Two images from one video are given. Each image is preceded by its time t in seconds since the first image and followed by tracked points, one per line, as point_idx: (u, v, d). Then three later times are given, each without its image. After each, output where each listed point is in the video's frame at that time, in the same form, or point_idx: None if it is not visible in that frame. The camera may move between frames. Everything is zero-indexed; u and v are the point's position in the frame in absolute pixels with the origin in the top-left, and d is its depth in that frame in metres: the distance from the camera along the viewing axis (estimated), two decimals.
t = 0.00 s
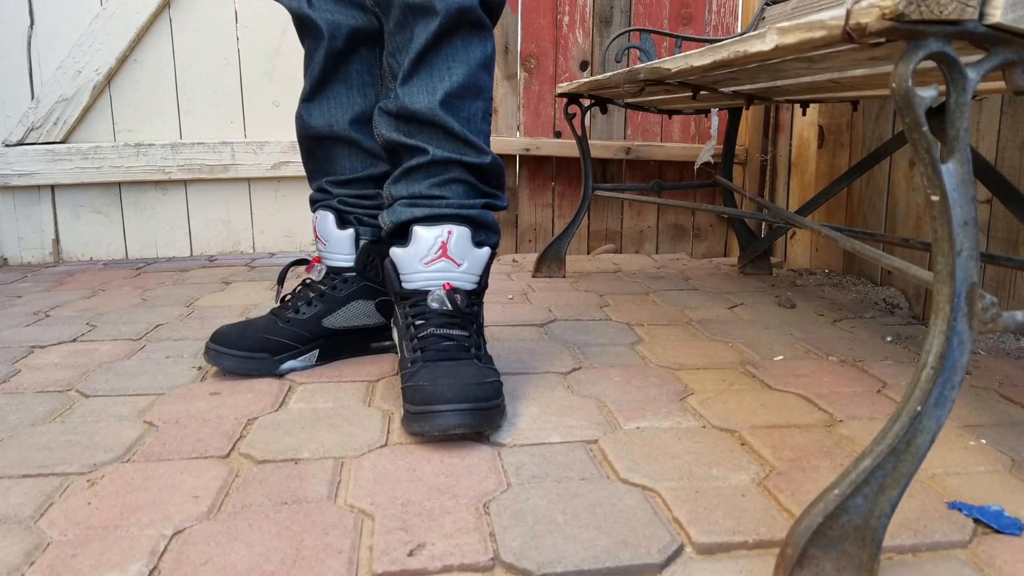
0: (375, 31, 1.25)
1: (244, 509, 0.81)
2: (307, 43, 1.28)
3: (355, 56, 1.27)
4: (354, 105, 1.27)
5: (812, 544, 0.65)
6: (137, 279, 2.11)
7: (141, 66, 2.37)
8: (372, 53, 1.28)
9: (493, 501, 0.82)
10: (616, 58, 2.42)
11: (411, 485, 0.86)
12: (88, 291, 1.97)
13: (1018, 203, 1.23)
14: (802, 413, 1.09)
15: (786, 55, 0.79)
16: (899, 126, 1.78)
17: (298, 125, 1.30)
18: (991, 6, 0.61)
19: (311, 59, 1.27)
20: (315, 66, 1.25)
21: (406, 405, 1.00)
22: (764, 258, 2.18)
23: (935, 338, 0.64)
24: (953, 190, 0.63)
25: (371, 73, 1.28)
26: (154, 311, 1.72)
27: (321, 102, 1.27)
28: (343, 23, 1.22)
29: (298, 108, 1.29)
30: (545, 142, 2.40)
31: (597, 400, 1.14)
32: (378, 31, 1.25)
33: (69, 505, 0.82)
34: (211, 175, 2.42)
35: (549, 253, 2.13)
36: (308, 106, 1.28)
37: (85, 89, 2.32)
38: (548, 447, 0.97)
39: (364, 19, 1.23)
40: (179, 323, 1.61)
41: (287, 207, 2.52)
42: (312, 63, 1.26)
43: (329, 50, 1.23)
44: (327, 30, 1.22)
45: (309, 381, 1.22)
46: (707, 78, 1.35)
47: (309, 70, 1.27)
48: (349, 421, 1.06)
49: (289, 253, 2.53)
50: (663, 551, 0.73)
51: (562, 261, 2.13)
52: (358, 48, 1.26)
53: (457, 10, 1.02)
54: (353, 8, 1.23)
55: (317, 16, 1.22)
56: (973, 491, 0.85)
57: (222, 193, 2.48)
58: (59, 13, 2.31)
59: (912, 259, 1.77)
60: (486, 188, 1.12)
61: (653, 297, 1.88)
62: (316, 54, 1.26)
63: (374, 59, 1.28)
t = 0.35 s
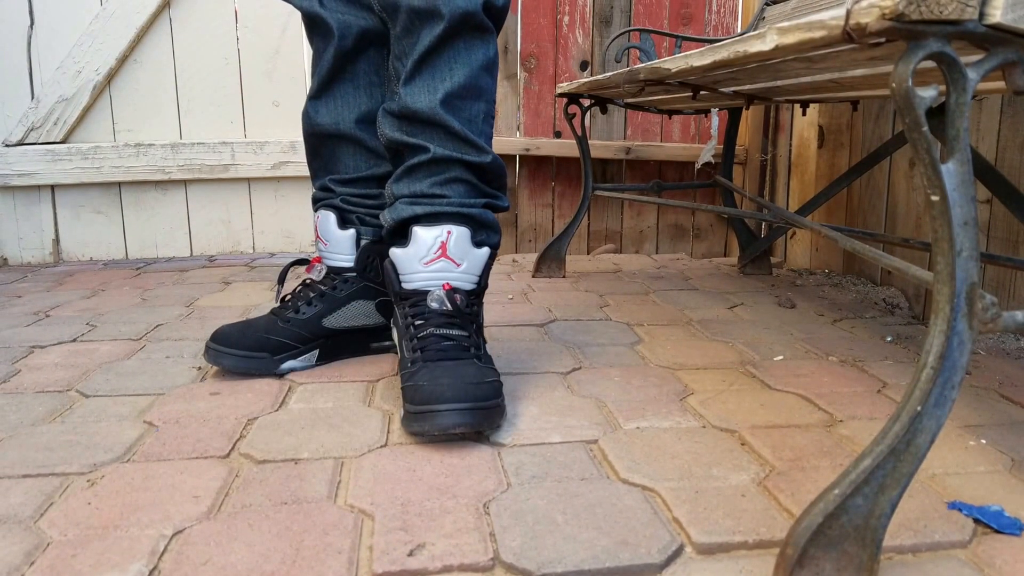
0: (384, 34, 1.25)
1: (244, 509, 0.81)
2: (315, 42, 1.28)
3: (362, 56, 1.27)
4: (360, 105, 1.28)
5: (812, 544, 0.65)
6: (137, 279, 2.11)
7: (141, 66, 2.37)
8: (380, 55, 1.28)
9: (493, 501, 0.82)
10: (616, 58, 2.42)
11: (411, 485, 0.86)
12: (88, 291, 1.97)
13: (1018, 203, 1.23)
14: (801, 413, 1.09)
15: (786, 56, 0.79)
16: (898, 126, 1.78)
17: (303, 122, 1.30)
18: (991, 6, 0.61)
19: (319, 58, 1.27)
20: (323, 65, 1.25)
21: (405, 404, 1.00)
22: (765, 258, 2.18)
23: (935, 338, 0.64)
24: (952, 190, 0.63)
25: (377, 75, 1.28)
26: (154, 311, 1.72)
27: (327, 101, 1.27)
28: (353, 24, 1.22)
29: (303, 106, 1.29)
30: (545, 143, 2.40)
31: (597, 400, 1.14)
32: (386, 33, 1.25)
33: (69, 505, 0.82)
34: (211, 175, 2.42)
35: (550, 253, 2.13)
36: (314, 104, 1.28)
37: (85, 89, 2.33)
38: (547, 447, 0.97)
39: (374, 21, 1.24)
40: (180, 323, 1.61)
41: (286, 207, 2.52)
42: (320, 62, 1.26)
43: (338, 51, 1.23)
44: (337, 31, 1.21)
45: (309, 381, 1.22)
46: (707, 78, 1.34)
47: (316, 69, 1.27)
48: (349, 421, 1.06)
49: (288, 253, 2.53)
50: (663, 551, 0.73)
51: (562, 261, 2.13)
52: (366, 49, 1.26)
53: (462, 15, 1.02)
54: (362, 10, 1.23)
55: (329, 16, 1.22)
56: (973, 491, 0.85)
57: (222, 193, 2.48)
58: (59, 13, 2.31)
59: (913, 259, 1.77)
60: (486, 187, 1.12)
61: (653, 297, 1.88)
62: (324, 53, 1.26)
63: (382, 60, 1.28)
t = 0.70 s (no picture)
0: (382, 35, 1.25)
1: (244, 509, 0.81)
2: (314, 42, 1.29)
3: (360, 57, 1.27)
4: (359, 105, 1.28)
5: (812, 544, 0.65)
6: (137, 279, 2.11)
7: (141, 66, 2.37)
8: (378, 54, 1.28)
9: (493, 501, 0.82)
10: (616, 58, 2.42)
11: (410, 485, 0.86)
12: (89, 291, 1.97)
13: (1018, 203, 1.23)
14: (802, 413, 1.09)
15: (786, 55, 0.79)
16: (898, 126, 1.79)
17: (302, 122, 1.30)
18: (991, 6, 0.61)
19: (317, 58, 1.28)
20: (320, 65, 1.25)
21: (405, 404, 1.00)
22: (765, 258, 2.18)
23: (935, 338, 0.64)
24: (953, 190, 0.63)
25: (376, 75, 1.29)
26: (154, 311, 1.72)
27: (325, 101, 1.28)
28: (349, 24, 1.23)
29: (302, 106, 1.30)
30: (545, 143, 2.40)
31: (597, 400, 1.14)
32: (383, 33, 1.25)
33: (69, 505, 0.82)
34: (211, 175, 2.42)
35: (549, 253, 2.12)
36: (312, 105, 1.28)
37: (85, 89, 2.32)
38: (547, 447, 0.97)
39: (368, 20, 1.24)
40: (179, 324, 1.61)
41: (286, 207, 2.52)
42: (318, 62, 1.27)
43: (334, 51, 1.23)
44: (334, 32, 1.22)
45: (308, 381, 1.22)
46: (707, 78, 1.35)
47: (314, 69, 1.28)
48: (349, 421, 1.06)
49: (288, 254, 2.53)
50: (663, 551, 0.73)
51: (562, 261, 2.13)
52: (364, 50, 1.27)
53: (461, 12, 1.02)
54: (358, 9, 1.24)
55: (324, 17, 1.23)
56: (973, 491, 0.85)
57: (222, 193, 2.48)
58: (59, 13, 2.31)
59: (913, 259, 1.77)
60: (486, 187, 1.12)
61: (653, 297, 1.88)
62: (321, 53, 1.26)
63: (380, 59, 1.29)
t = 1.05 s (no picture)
0: (340, 33, 1.21)
1: (244, 509, 0.81)
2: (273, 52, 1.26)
3: (322, 61, 1.24)
4: (326, 113, 1.25)
5: (812, 543, 0.65)
6: (137, 280, 2.11)
7: (141, 66, 2.37)
8: (338, 53, 1.24)
9: (492, 501, 0.82)
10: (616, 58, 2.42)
11: (411, 485, 0.86)
12: (89, 291, 1.97)
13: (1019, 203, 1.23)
14: (802, 413, 1.09)
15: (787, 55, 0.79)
16: (898, 126, 1.79)
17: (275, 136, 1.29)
18: (992, 6, 0.61)
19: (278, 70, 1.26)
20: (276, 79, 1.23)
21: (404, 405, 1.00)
22: (764, 258, 2.18)
23: (935, 338, 0.64)
24: (953, 190, 0.63)
25: (341, 74, 1.25)
26: (154, 311, 1.72)
27: (294, 114, 1.26)
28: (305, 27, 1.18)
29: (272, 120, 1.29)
30: (545, 143, 2.40)
31: (597, 400, 1.14)
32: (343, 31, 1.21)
33: (69, 505, 0.82)
34: (211, 175, 2.42)
35: (549, 253, 2.12)
36: (280, 120, 1.27)
37: (85, 89, 2.32)
38: (548, 447, 0.97)
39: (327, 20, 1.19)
40: (180, 323, 1.61)
41: (287, 206, 2.52)
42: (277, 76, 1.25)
43: (287, 63, 1.21)
44: (284, 42, 1.19)
45: (309, 381, 1.22)
46: (707, 78, 1.34)
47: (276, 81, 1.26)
48: (349, 421, 1.06)
49: (289, 253, 2.53)
50: (663, 551, 0.73)
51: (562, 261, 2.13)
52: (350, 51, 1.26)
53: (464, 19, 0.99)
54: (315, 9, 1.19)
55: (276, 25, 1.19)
56: (973, 491, 0.85)
57: (222, 193, 2.48)
58: (59, 13, 2.31)
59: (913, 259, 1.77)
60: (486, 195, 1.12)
61: (653, 297, 1.89)
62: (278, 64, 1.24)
63: (340, 59, 1.25)
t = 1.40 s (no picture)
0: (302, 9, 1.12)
1: (244, 509, 0.81)
2: (215, 23, 1.08)
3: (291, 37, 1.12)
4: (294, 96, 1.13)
5: (812, 543, 0.65)
6: (137, 279, 2.12)
7: (141, 66, 2.37)
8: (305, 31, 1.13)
9: (492, 501, 0.82)
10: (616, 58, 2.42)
11: (411, 485, 0.86)
12: (89, 291, 1.97)
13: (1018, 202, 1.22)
14: (801, 413, 1.09)
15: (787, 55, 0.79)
16: (898, 126, 1.79)
17: (225, 118, 1.09)
18: (991, 7, 0.61)
19: (235, 44, 1.08)
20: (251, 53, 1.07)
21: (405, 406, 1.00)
22: (764, 258, 2.18)
23: (935, 338, 0.64)
24: (953, 190, 0.63)
25: (306, 52, 1.15)
26: (154, 311, 1.72)
27: (255, 97, 1.09)
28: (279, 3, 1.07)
29: (230, 101, 1.08)
30: (545, 143, 2.40)
31: (597, 400, 1.14)
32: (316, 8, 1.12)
33: (69, 505, 0.82)
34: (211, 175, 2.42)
35: (549, 253, 2.12)
36: (248, 102, 1.09)
37: (85, 89, 2.32)
38: (548, 447, 0.97)
39: None
40: (180, 323, 1.61)
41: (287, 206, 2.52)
42: (242, 50, 1.08)
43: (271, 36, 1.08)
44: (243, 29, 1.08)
45: (309, 381, 1.23)
46: (707, 78, 1.34)
47: (233, 59, 1.08)
48: (349, 420, 1.06)
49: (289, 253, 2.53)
50: (663, 551, 0.73)
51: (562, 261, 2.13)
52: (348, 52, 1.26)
53: (481, 19, 1.01)
54: None
55: None
56: (973, 491, 0.85)
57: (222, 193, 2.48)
58: (59, 13, 2.31)
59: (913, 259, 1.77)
60: (491, 195, 1.12)
61: (654, 297, 1.89)
62: (247, 36, 1.07)
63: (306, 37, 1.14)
